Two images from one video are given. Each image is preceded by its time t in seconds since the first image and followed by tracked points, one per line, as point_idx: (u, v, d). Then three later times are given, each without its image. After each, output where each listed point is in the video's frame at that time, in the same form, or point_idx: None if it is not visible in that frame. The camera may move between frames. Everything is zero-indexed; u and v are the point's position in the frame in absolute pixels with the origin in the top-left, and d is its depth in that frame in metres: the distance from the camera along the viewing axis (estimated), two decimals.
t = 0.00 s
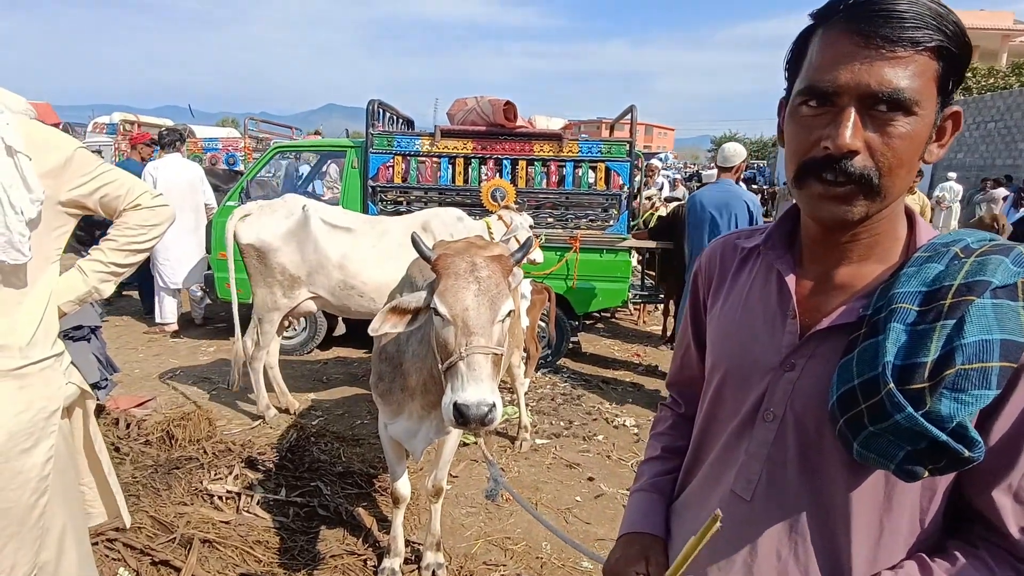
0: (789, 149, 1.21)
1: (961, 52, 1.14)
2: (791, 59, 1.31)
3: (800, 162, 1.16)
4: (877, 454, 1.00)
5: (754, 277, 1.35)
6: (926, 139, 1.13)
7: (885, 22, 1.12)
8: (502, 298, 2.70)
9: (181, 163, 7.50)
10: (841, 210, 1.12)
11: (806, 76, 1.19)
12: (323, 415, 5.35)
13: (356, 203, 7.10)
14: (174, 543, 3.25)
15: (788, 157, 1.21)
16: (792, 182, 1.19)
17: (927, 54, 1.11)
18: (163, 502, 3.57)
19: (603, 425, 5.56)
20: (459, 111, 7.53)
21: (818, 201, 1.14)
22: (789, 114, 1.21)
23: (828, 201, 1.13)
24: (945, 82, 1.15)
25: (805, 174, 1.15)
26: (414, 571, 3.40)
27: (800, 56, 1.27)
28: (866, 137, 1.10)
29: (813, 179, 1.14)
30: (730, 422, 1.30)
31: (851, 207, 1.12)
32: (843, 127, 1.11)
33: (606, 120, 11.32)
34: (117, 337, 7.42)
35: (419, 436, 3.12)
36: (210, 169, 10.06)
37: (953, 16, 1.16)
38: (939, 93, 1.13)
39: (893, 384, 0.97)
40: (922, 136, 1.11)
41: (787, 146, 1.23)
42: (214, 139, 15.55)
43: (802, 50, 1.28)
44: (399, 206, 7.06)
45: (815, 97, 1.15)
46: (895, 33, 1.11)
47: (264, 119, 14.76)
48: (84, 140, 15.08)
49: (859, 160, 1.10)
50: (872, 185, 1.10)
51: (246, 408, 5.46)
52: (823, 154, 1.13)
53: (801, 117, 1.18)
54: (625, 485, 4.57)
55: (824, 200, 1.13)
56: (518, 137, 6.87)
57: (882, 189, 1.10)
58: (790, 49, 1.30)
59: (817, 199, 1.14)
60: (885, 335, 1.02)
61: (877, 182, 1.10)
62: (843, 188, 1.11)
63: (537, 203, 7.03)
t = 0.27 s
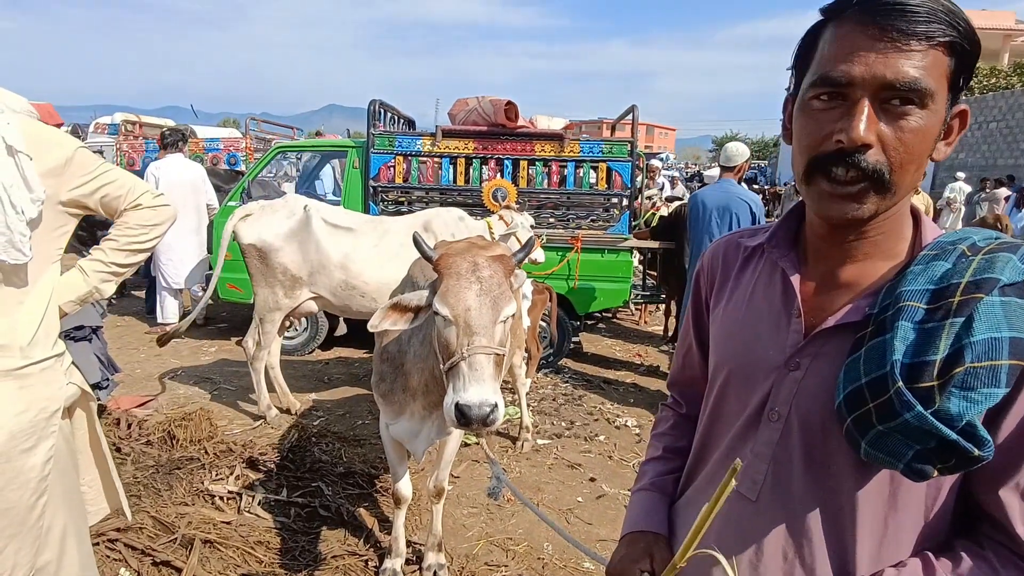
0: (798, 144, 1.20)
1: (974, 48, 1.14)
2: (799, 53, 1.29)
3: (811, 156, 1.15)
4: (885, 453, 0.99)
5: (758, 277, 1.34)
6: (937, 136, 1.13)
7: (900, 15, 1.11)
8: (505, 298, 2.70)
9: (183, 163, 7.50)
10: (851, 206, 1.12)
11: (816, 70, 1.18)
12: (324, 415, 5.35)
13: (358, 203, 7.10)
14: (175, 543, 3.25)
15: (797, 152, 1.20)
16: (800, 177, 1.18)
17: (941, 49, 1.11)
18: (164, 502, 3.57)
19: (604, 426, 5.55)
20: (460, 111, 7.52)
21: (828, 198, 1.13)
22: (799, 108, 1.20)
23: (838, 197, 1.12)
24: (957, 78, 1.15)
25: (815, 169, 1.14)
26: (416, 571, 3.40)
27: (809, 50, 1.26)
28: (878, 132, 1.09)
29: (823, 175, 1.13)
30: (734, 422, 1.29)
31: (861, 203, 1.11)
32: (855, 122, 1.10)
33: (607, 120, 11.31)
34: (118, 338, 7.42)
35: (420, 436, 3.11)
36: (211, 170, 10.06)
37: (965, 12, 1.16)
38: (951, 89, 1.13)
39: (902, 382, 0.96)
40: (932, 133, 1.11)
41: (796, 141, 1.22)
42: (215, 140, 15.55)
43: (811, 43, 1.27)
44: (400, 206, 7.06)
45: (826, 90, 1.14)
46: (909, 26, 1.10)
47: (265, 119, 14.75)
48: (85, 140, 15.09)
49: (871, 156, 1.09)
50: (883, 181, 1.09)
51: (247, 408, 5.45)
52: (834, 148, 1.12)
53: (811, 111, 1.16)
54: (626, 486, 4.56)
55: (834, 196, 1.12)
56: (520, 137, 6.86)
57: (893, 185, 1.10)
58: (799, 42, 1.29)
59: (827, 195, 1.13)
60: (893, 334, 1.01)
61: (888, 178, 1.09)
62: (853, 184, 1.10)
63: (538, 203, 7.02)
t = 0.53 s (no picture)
0: (803, 146, 1.19)
1: (978, 51, 1.14)
2: (802, 53, 1.29)
3: (817, 158, 1.15)
4: (889, 454, 0.99)
5: (760, 278, 1.34)
6: (941, 138, 1.13)
7: (906, 17, 1.10)
8: (507, 298, 2.69)
9: (184, 163, 7.50)
10: (858, 208, 1.11)
11: (821, 72, 1.17)
12: (325, 416, 5.35)
13: (359, 204, 7.10)
14: (176, 544, 3.25)
15: (801, 154, 1.19)
16: (806, 179, 1.18)
17: (947, 51, 1.11)
18: (165, 503, 3.57)
19: (605, 426, 5.55)
20: (461, 111, 7.52)
21: (834, 200, 1.13)
22: (803, 109, 1.19)
23: (844, 199, 1.11)
24: (961, 81, 1.15)
25: (821, 171, 1.13)
26: (417, 572, 3.40)
27: (812, 51, 1.25)
28: (885, 135, 1.09)
29: (829, 177, 1.13)
30: (736, 423, 1.29)
31: (867, 205, 1.11)
32: (862, 125, 1.10)
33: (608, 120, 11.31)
34: (119, 338, 7.43)
35: (421, 437, 3.11)
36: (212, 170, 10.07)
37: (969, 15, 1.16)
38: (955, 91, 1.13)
39: (907, 383, 0.95)
40: (938, 135, 1.11)
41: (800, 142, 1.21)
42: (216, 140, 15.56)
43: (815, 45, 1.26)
44: (401, 206, 7.06)
45: (831, 93, 1.14)
46: (916, 29, 1.10)
47: (266, 120, 14.76)
48: (86, 141, 15.11)
49: (879, 158, 1.09)
50: (890, 183, 1.09)
51: (248, 409, 5.45)
52: (840, 151, 1.11)
53: (816, 113, 1.16)
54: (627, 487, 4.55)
55: (840, 198, 1.12)
56: (521, 137, 6.86)
57: (899, 187, 1.10)
58: (802, 43, 1.28)
59: (834, 197, 1.13)
60: (896, 334, 1.01)
61: (895, 180, 1.09)
62: (860, 186, 1.10)
63: (539, 204, 7.02)
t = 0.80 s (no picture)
0: (802, 146, 1.18)
1: (979, 52, 1.13)
2: (800, 53, 1.28)
3: (815, 160, 1.14)
4: (879, 460, 0.98)
5: (758, 281, 1.33)
6: (941, 140, 1.12)
7: (907, 18, 1.09)
8: (507, 300, 2.68)
9: (185, 164, 7.49)
10: (856, 210, 1.10)
11: (821, 72, 1.16)
12: (324, 417, 5.34)
13: (358, 205, 7.10)
14: (174, 546, 3.24)
15: (800, 154, 1.18)
16: (805, 180, 1.16)
17: (948, 53, 1.10)
18: (163, 505, 3.56)
19: (605, 427, 5.54)
20: (461, 111, 7.51)
21: (833, 201, 1.12)
22: (803, 110, 1.18)
23: (844, 200, 1.10)
24: (960, 83, 1.14)
25: (820, 173, 1.12)
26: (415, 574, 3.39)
27: (811, 50, 1.24)
28: (885, 136, 1.08)
29: (829, 179, 1.12)
30: (732, 426, 1.28)
31: (866, 207, 1.10)
32: (862, 126, 1.09)
33: (608, 120, 11.29)
34: (119, 339, 7.43)
35: (420, 439, 3.10)
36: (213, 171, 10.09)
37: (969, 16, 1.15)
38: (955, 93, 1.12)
39: (895, 387, 0.95)
40: (938, 137, 1.10)
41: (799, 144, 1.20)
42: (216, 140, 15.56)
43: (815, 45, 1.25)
44: (401, 207, 7.04)
45: (830, 94, 1.13)
46: (917, 30, 1.09)
47: (266, 120, 14.76)
48: (87, 141, 15.12)
49: (879, 160, 1.08)
50: (889, 186, 1.08)
51: (247, 410, 5.44)
52: (840, 152, 1.10)
53: (815, 114, 1.15)
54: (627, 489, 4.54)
55: (840, 200, 1.11)
56: (520, 138, 6.85)
57: (899, 189, 1.09)
58: (801, 43, 1.27)
59: (832, 199, 1.12)
60: (886, 338, 1.00)
61: (894, 182, 1.08)
62: (859, 188, 1.09)
63: (539, 204, 7.01)
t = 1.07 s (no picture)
0: (788, 153, 1.17)
1: (965, 57, 1.12)
2: (787, 59, 1.27)
3: (802, 166, 1.13)
4: (859, 466, 0.98)
5: (748, 285, 1.32)
6: (928, 145, 1.11)
7: (890, 23, 1.09)
8: (505, 303, 2.67)
9: (184, 165, 7.47)
10: (842, 217, 1.10)
11: (806, 79, 1.16)
12: (322, 419, 5.33)
13: (357, 206, 7.10)
14: (169, 550, 3.23)
15: (787, 161, 1.18)
16: (791, 187, 1.16)
17: (932, 58, 1.09)
18: (159, 508, 3.55)
19: (604, 429, 5.53)
20: (460, 112, 7.50)
21: (819, 208, 1.11)
22: (789, 117, 1.18)
23: (829, 206, 1.10)
24: (947, 88, 1.13)
25: (806, 179, 1.11)
26: None
27: (797, 56, 1.24)
28: (869, 142, 1.07)
29: (814, 185, 1.11)
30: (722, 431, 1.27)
31: (850, 213, 1.09)
32: (846, 132, 1.08)
33: (608, 121, 11.28)
34: (118, 340, 7.42)
35: (417, 442, 3.09)
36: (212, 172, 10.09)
37: (955, 20, 1.14)
38: (942, 98, 1.11)
39: (874, 394, 0.95)
40: (924, 142, 1.09)
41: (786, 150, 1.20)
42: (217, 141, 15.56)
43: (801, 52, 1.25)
44: (400, 208, 7.04)
45: (815, 100, 1.12)
46: (900, 36, 1.08)
47: (266, 121, 14.75)
48: (87, 142, 15.13)
49: (863, 166, 1.07)
50: (874, 192, 1.07)
51: (246, 412, 5.44)
52: (825, 159, 1.10)
53: (801, 120, 1.14)
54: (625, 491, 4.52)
55: (825, 206, 1.10)
56: (519, 139, 6.84)
57: (884, 195, 1.08)
58: (787, 49, 1.27)
59: (818, 205, 1.11)
60: (867, 345, 1.00)
61: (879, 189, 1.07)
62: (843, 195, 1.08)
63: (538, 206, 7.01)
